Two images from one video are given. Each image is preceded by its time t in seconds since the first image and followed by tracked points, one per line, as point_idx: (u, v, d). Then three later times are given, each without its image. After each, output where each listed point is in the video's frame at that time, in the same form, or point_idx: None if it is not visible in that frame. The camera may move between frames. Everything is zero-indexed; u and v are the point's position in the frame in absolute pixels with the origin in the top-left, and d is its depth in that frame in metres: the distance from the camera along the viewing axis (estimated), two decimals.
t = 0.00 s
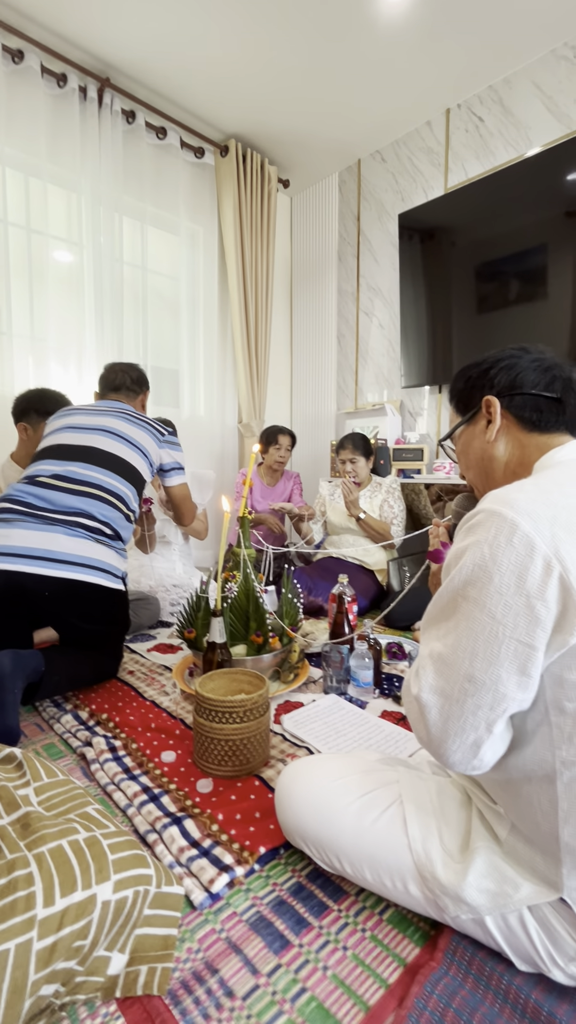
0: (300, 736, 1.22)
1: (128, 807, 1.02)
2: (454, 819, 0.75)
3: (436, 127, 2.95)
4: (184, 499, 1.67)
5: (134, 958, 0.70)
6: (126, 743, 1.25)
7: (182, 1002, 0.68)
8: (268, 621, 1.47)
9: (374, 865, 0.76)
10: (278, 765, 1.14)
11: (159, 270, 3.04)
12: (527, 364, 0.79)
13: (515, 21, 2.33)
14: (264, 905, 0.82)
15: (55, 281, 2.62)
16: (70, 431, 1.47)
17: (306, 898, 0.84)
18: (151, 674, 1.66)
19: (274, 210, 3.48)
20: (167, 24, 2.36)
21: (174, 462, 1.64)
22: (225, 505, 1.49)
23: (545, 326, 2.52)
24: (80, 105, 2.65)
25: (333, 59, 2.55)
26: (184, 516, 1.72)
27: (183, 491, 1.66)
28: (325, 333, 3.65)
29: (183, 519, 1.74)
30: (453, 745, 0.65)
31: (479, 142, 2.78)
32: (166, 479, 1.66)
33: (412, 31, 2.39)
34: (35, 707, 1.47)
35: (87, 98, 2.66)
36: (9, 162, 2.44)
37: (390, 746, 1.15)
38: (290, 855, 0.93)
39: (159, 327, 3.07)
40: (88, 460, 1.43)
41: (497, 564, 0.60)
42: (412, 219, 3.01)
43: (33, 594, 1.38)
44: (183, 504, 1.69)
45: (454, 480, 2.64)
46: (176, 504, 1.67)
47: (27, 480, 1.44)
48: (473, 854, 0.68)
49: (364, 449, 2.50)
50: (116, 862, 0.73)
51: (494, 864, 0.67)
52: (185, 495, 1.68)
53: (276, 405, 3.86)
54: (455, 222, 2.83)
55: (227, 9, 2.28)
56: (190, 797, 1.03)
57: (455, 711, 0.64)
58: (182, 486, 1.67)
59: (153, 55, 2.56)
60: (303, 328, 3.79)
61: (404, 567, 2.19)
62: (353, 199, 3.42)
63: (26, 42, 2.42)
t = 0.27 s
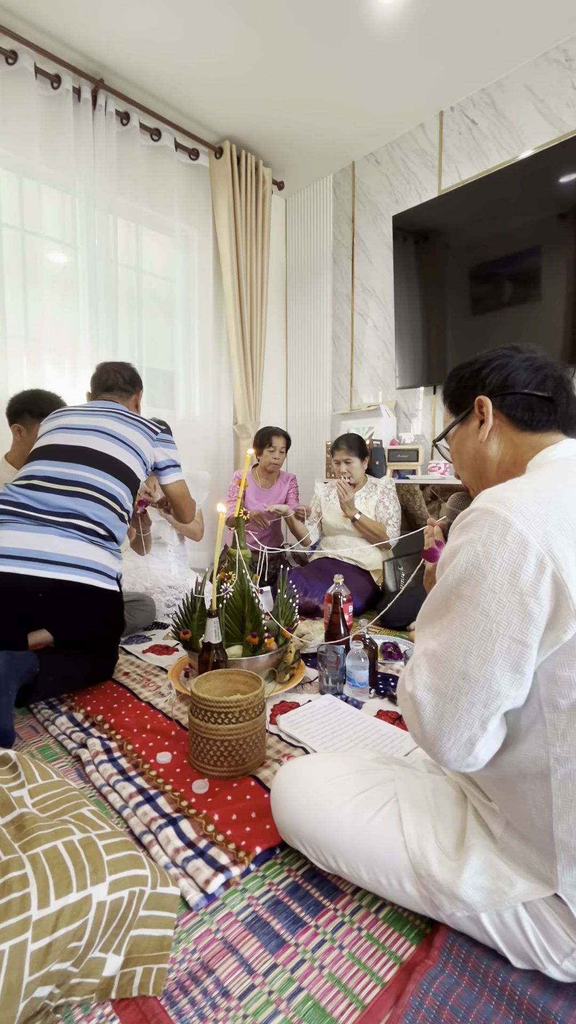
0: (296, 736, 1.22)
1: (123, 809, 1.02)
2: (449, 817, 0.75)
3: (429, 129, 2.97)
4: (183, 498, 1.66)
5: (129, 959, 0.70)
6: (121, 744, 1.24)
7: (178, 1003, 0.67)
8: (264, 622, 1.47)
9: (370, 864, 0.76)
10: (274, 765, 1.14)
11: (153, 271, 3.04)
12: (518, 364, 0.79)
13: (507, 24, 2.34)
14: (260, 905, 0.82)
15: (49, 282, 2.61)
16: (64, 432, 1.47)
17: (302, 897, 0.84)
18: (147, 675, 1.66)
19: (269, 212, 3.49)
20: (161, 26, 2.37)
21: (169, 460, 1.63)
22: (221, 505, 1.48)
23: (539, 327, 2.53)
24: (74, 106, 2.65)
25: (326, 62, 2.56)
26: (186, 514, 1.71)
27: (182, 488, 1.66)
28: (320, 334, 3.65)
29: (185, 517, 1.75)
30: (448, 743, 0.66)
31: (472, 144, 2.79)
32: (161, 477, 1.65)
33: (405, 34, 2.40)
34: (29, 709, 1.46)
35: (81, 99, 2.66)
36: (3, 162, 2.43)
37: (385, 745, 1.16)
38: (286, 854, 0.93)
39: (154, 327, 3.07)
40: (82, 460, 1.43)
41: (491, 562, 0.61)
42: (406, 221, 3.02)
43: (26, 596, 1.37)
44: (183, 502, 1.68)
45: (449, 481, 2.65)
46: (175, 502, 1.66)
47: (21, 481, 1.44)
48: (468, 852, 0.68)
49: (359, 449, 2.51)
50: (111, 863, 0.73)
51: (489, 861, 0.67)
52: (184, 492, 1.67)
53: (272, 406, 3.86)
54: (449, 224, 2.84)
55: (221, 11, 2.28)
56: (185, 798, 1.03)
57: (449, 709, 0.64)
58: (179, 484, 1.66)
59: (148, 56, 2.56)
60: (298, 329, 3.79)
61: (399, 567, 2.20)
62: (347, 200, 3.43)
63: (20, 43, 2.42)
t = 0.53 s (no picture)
0: (293, 736, 1.22)
1: (120, 810, 1.01)
2: (447, 815, 0.75)
3: (424, 130, 2.98)
4: (179, 499, 1.66)
5: (126, 960, 0.70)
6: (118, 745, 1.24)
7: (176, 1003, 0.67)
8: (261, 622, 1.48)
9: (368, 863, 0.76)
10: (271, 765, 1.14)
11: (149, 271, 3.03)
12: (515, 363, 0.80)
13: (501, 25, 2.35)
14: (258, 905, 0.82)
15: (45, 282, 2.61)
16: (60, 433, 1.46)
17: (300, 897, 0.84)
18: (143, 676, 1.65)
19: (264, 213, 3.49)
20: (156, 27, 2.37)
21: (166, 462, 1.63)
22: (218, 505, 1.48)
23: (533, 327, 2.54)
24: (69, 106, 2.64)
25: (322, 63, 2.56)
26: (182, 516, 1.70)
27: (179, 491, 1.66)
28: (315, 335, 3.66)
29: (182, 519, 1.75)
30: (449, 742, 0.66)
31: (467, 145, 2.80)
32: (159, 479, 1.65)
33: (400, 35, 2.41)
34: (25, 710, 1.45)
35: (76, 99, 2.66)
36: None
37: (382, 744, 1.16)
38: (283, 854, 0.92)
39: (150, 328, 3.06)
40: (79, 461, 1.42)
41: (490, 560, 0.61)
42: (402, 222, 3.03)
43: (22, 597, 1.36)
44: (179, 504, 1.68)
45: (445, 481, 2.66)
46: (172, 504, 1.66)
47: (17, 482, 1.43)
48: (466, 850, 0.68)
49: (356, 449, 2.51)
50: (108, 863, 0.73)
51: (486, 859, 0.67)
52: (179, 494, 1.67)
53: (268, 406, 3.86)
54: (444, 225, 2.85)
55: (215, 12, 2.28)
56: (182, 799, 1.03)
57: (450, 708, 0.65)
58: (176, 485, 1.66)
59: (142, 56, 2.56)
60: (294, 330, 3.80)
61: (396, 566, 2.20)
62: (343, 201, 3.44)
63: (14, 43, 2.42)
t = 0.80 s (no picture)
0: (292, 735, 1.22)
1: (119, 811, 1.01)
2: (445, 813, 0.75)
3: (421, 131, 2.98)
4: (175, 502, 1.65)
5: (126, 960, 0.70)
6: (116, 746, 1.24)
7: (175, 1004, 0.67)
8: (260, 622, 1.48)
9: (368, 862, 0.76)
10: (270, 765, 1.14)
11: (146, 272, 3.03)
12: (513, 362, 0.80)
13: (498, 26, 2.36)
14: (257, 905, 0.82)
15: (42, 283, 2.60)
16: (58, 433, 1.46)
17: (299, 897, 0.84)
18: (142, 676, 1.65)
19: (261, 213, 3.50)
20: (152, 27, 2.36)
21: (164, 464, 1.63)
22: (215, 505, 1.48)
23: (530, 327, 2.55)
24: (66, 106, 2.64)
25: (318, 63, 2.57)
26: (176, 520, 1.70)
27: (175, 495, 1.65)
28: (313, 335, 3.66)
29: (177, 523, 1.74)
30: (450, 741, 0.66)
31: (463, 146, 2.81)
32: (156, 481, 1.65)
33: (396, 36, 2.41)
34: (23, 712, 1.45)
35: (73, 100, 2.66)
36: None
37: (381, 744, 1.16)
38: (282, 854, 0.92)
39: (147, 329, 3.06)
40: (77, 461, 1.42)
41: (489, 558, 0.61)
42: (398, 222, 3.03)
43: (20, 597, 1.36)
44: (175, 507, 1.67)
45: (442, 480, 2.66)
46: (168, 508, 1.65)
47: (15, 482, 1.43)
48: (465, 848, 0.68)
49: (353, 449, 2.51)
50: (108, 863, 0.73)
51: (485, 857, 0.67)
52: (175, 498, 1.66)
53: (266, 406, 3.86)
54: (441, 225, 2.85)
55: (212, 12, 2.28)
56: (182, 799, 1.03)
57: (451, 707, 0.65)
58: (173, 489, 1.66)
59: (139, 57, 2.56)
60: (292, 330, 3.80)
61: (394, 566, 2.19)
62: (340, 202, 3.44)
63: (11, 44, 2.41)
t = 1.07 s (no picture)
0: (288, 734, 1.22)
1: (115, 810, 1.01)
2: (442, 810, 0.76)
3: (415, 130, 2.99)
4: (165, 504, 1.65)
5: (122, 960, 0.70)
6: (112, 746, 1.23)
7: (172, 1003, 0.67)
8: (255, 621, 1.47)
9: (364, 859, 0.76)
10: (266, 764, 1.14)
11: (140, 271, 3.02)
12: (508, 360, 0.80)
13: (491, 25, 2.36)
14: (254, 903, 0.82)
15: (35, 282, 2.59)
16: (52, 433, 1.46)
17: (296, 895, 0.84)
18: (137, 676, 1.65)
19: (256, 212, 3.49)
20: (145, 25, 2.36)
21: (158, 462, 1.63)
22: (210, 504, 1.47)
23: (524, 326, 2.56)
24: (58, 104, 2.63)
25: (312, 62, 2.56)
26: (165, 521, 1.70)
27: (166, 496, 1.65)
28: (308, 334, 3.66)
29: (167, 522, 1.74)
30: (448, 738, 0.66)
31: (457, 145, 2.82)
32: (149, 480, 1.64)
33: (390, 35, 2.41)
34: (18, 713, 1.44)
35: (66, 97, 2.65)
36: None
37: (377, 741, 1.16)
38: (279, 852, 0.92)
39: (142, 328, 3.05)
40: (71, 460, 1.42)
41: (486, 555, 0.61)
42: (393, 221, 3.04)
43: (14, 597, 1.35)
44: (166, 507, 1.67)
45: (438, 479, 2.67)
46: (159, 508, 1.65)
47: (9, 482, 1.42)
48: (461, 844, 0.68)
49: (350, 448, 2.51)
50: (103, 863, 0.72)
51: (481, 852, 0.67)
52: (164, 499, 1.66)
53: (261, 405, 3.86)
54: (435, 225, 2.86)
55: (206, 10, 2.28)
56: (178, 798, 1.03)
57: (448, 704, 0.65)
58: (165, 488, 1.66)
59: (132, 55, 2.55)
60: (287, 329, 3.80)
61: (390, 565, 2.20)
62: (335, 201, 3.44)
63: (3, 41, 2.40)
